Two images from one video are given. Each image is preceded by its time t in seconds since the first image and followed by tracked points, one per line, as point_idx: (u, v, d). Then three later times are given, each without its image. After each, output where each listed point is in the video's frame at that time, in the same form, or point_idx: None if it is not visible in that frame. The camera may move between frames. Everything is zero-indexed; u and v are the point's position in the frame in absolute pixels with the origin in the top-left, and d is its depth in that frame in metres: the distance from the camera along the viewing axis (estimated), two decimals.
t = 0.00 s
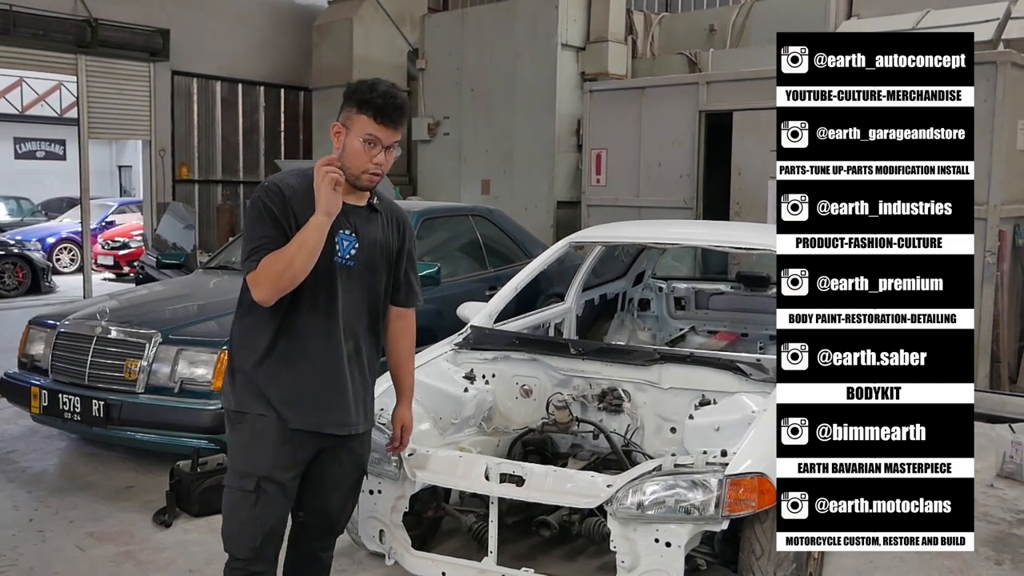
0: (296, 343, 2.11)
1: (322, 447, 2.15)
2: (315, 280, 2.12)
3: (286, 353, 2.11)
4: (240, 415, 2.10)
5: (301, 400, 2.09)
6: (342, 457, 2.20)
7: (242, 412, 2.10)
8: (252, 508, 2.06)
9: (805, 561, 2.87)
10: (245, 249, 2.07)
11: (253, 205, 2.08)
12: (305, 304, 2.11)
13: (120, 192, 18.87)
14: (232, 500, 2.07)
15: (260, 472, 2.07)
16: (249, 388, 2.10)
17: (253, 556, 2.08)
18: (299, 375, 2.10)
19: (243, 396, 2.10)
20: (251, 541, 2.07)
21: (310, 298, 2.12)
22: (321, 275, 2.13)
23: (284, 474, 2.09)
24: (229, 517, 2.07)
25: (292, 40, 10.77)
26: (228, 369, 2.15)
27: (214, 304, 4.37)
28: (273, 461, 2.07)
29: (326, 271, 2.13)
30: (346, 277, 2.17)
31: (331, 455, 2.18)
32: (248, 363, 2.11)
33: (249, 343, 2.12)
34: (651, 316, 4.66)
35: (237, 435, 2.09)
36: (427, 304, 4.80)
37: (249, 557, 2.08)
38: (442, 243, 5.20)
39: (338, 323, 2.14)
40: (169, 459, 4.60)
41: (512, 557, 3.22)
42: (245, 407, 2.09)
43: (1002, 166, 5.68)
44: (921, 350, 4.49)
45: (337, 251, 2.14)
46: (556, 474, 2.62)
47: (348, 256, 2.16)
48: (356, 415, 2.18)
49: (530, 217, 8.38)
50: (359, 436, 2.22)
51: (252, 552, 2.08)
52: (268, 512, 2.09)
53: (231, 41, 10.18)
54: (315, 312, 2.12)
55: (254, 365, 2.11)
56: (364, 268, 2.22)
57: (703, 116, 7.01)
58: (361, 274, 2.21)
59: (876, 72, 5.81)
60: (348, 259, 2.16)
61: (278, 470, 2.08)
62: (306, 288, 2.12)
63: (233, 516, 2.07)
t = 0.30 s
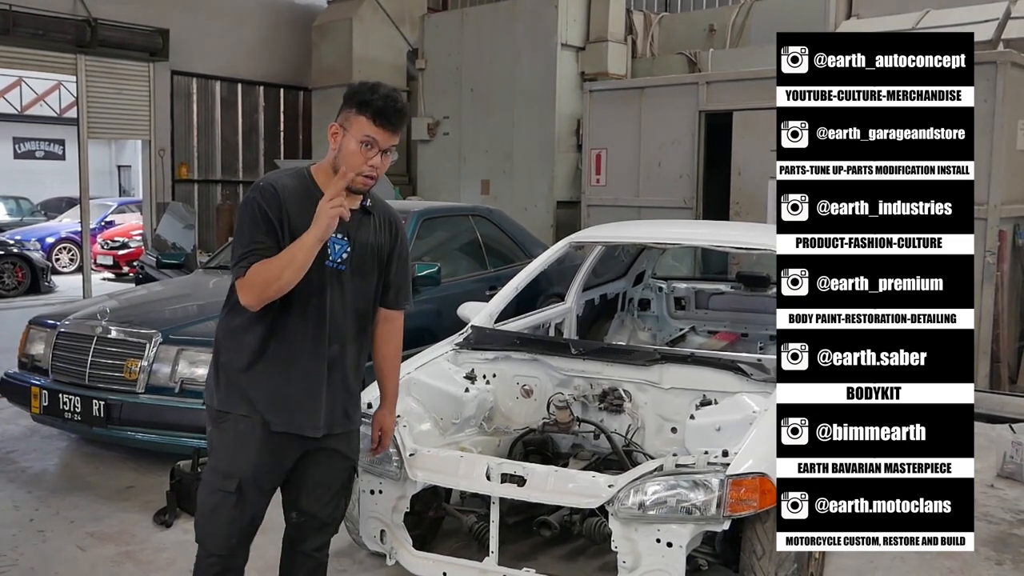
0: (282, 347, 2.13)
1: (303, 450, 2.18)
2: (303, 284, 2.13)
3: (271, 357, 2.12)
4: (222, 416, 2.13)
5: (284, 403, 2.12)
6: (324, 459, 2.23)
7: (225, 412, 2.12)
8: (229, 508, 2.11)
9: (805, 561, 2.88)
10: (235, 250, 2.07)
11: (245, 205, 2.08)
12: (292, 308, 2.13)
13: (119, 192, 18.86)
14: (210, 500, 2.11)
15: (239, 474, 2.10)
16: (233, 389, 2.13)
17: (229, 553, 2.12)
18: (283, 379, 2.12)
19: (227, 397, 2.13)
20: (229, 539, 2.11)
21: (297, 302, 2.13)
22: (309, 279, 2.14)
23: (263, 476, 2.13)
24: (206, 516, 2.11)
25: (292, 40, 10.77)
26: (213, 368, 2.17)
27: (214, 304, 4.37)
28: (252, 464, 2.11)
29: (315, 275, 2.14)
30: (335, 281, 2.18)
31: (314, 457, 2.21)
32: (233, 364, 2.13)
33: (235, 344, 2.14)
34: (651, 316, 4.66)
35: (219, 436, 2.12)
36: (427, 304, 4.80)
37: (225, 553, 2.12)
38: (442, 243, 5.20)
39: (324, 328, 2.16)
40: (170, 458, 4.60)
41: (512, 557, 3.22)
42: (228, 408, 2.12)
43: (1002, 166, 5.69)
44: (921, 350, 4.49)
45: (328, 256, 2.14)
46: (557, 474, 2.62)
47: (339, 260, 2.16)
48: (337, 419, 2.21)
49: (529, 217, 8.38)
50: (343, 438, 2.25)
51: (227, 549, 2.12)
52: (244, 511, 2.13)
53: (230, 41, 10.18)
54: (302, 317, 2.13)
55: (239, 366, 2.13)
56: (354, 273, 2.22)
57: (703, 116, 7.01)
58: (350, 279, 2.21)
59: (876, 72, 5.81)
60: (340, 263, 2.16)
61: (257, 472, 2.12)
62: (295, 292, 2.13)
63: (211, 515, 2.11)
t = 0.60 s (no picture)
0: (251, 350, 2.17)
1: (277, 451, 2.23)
2: (273, 287, 2.17)
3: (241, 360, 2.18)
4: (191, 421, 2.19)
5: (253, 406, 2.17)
6: (298, 463, 2.26)
7: (192, 419, 2.18)
8: (199, 509, 2.20)
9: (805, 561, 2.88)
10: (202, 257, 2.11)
11: (212, 209, 2.11)
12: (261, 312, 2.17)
13: (120, 193, 18.86)
14: (181, 503, 2.20)
15: (208, 477, 2.17)
16: (203, 393, 2.18)
17: (202, 555, 2.23)
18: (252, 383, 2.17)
19: (196, 401, 2.18)
20: (203, 540, 2.22)
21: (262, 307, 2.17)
22: (279, 281, 2.17)
23: (232, 481, 2.20)
24: (178, 518, 2.21)
25: (292, 40, 10.77)
26: (183, 372, 2.22)
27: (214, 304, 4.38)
28: (221, 467, 2.18)
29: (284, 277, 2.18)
30: (307, 281, 2.21)
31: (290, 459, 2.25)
32: (203, 368, 2.19)
33: (204, 348, 2.19)
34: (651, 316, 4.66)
35: (189, 439, 2.19)
36: (427, 304, 4.80)
37: (199, 556, 2.23)
38: (443, 243, 5.20)
39: (292, 331, 2.20)
40: (170, 458, 4.60)
41: (512, 557, 3.22)
42: (197, 412, 2.18)
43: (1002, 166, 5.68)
44: (921, 350, 4.49)
45: (297, 256, 2.18)
46: (557, 474, 2.62)
47: (309, 259, 2.20)
48: (312, 419, 2.24)
49: (529, 217, 8.39)
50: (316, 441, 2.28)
51: (201, 551, 2.23)
52: (215, 511, 2.22)
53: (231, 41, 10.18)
54: (267, 322, 2.18)
55: (209, 370, 2.18)
56: (326, 272, 2.26)
57: (703, 116, 7.01)
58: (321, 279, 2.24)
59: (876, 72, 5.81)
60: (309, 263, 2.20)
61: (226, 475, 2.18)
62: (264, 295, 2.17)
63: (183, 517, 2.21)
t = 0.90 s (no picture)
0: (179, 348, 2.18)
1: (225, 451, 2.19)
2: (196, 284, 2.17)
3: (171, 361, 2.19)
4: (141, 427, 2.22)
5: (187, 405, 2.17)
6: (262, 468, 2.22)
7: (148, 427, 2.18)
8: (169, 516, 2.19)
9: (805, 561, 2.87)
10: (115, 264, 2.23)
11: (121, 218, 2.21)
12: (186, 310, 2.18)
13: (119, 193, 18.86)
14: (150, 512, 2.19)
15: (170, 484, 2.16)
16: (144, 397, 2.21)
17: (180, 559, 2.22)
18: (184, 382, 2.18)
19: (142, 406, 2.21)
20: (178, 545, 2.21)
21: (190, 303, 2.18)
22: (202, 278, 2.17)
23: (197, 486, 2.19)
24: (152, 527, 2.21)
25: (292, 40, 10.78)
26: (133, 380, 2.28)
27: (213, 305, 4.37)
28: (181, 472, 2.17)
29: (208, 273, 2.17)
30: (235, 275, 2.18)
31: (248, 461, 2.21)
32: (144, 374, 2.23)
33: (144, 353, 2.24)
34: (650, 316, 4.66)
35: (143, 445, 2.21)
36: (426, 304, 4.80)
37: (177, 560, 2.22)
38: (442, 243, 5.19)
39: (226, 326, 2.18)
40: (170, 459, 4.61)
41: (511, 557, 3.22)
42: (143, 418, 2.21)
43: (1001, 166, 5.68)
44: (921, 350, 4.49)
45: (219, 251, 2.17)
46: (556, 474, 2.62)
47: (236, 253, 2.18)
48: (254, 416, 2.19)
49: (529, 217, 8.38)
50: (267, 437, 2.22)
51: (181, 554, 2.22)
52: (187, 516, 2.22)
53: (231, 41, 10.19)
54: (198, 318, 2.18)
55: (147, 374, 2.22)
56: (263, 265, 2.21)
57: (703, 116, 7.01)
58: (257, 272, 2.20)
59: (876, 73, 5.81)
60: (239, 257, 2.18)
61: (187, 480, 2.17)
62: (189, 293, 2.18)
63: (155, 525, 2.20)
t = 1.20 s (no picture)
0: (121, 348, 2.20)
1: (172, 451, 2.22)
2: (134, 283, 2.17)
3: (113, 362, 2.21)
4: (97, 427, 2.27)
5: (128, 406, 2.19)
6: (221, 474, 2.24)
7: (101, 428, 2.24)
8: (135, 519, 2.27)
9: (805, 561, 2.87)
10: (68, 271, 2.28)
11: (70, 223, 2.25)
12: (125, 310, 2.18)
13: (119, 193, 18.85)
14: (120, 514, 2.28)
15: (130, 486, 2.23)
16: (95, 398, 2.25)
17: (154, 559, 2.32)
18: (125, 383, 2.19)
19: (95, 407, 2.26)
20: (151, 545, 2.30)
21: (128, 304, 2.18)
22: (141, 276, 2.17)
23: (157, 490, 2.25)
24: (123, 527, 2.30)
25: (292, 40, 10.78)
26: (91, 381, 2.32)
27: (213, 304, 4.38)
28: (137, 474, 2.22)
29: (146, 272, 2.17)
30: (172, 272, 2.18)
31: (199, 462, 2.24)
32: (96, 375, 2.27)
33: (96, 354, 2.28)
34: (650, 316, 4.65)
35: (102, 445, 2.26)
36: (426, 304, 4.80)
37: (152, 559, 2.32)
38: (442, 243, 5.19)
39: (166, 327, 2.18)
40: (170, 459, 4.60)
41: (510, 557, 3.23)
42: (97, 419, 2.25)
43: (1001, 165, 5.68)
44: (921, 350, 4.49)
45: (156, 248, 2.17)
46: (555, 474, 2.62)
47: (175, 250, 2.17)
48: (195, 416, 2.19)
49: (529, 217, 8.38)
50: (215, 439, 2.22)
51: (156, 555, 2.32)
52: (158, 519, 2.29)
53: (232, 41, 10.19)
54: (136, 318, 2.18)
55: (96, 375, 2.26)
56: (202, 261, 2.19)
57: (703, 116, 7.01)
58: (197, 270, 2.18)
59: (876, 73, 5.81)
60: (179, 253, 2.18)
61: (145, 483, 2.23)
62: (128, 292, 2.17)
63: (125, 526, 2.29)
